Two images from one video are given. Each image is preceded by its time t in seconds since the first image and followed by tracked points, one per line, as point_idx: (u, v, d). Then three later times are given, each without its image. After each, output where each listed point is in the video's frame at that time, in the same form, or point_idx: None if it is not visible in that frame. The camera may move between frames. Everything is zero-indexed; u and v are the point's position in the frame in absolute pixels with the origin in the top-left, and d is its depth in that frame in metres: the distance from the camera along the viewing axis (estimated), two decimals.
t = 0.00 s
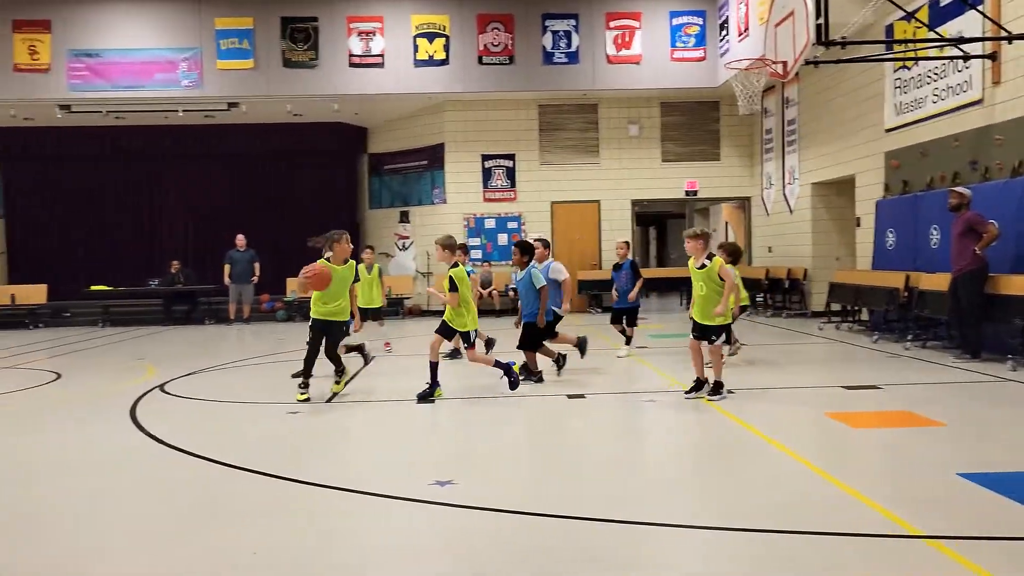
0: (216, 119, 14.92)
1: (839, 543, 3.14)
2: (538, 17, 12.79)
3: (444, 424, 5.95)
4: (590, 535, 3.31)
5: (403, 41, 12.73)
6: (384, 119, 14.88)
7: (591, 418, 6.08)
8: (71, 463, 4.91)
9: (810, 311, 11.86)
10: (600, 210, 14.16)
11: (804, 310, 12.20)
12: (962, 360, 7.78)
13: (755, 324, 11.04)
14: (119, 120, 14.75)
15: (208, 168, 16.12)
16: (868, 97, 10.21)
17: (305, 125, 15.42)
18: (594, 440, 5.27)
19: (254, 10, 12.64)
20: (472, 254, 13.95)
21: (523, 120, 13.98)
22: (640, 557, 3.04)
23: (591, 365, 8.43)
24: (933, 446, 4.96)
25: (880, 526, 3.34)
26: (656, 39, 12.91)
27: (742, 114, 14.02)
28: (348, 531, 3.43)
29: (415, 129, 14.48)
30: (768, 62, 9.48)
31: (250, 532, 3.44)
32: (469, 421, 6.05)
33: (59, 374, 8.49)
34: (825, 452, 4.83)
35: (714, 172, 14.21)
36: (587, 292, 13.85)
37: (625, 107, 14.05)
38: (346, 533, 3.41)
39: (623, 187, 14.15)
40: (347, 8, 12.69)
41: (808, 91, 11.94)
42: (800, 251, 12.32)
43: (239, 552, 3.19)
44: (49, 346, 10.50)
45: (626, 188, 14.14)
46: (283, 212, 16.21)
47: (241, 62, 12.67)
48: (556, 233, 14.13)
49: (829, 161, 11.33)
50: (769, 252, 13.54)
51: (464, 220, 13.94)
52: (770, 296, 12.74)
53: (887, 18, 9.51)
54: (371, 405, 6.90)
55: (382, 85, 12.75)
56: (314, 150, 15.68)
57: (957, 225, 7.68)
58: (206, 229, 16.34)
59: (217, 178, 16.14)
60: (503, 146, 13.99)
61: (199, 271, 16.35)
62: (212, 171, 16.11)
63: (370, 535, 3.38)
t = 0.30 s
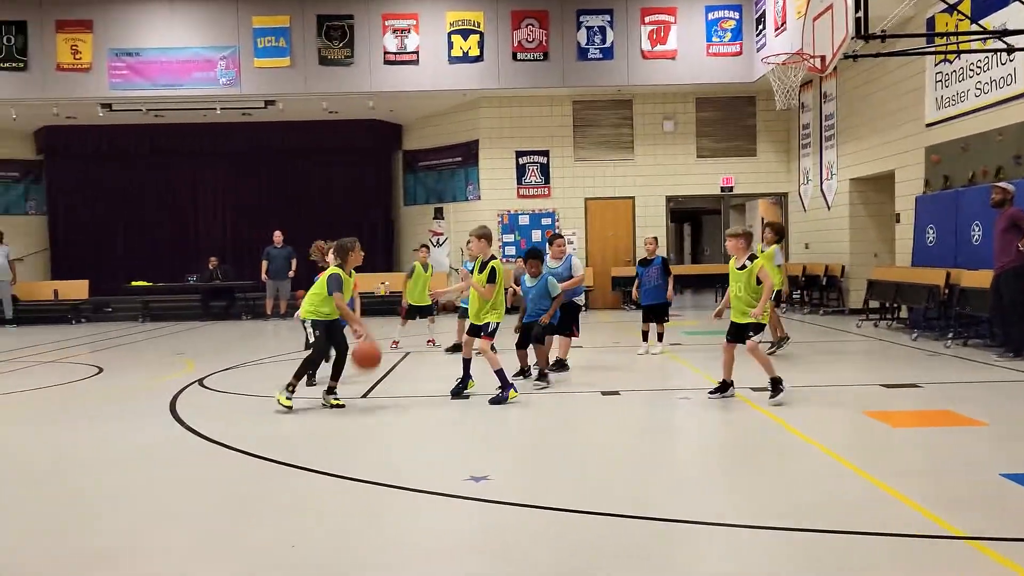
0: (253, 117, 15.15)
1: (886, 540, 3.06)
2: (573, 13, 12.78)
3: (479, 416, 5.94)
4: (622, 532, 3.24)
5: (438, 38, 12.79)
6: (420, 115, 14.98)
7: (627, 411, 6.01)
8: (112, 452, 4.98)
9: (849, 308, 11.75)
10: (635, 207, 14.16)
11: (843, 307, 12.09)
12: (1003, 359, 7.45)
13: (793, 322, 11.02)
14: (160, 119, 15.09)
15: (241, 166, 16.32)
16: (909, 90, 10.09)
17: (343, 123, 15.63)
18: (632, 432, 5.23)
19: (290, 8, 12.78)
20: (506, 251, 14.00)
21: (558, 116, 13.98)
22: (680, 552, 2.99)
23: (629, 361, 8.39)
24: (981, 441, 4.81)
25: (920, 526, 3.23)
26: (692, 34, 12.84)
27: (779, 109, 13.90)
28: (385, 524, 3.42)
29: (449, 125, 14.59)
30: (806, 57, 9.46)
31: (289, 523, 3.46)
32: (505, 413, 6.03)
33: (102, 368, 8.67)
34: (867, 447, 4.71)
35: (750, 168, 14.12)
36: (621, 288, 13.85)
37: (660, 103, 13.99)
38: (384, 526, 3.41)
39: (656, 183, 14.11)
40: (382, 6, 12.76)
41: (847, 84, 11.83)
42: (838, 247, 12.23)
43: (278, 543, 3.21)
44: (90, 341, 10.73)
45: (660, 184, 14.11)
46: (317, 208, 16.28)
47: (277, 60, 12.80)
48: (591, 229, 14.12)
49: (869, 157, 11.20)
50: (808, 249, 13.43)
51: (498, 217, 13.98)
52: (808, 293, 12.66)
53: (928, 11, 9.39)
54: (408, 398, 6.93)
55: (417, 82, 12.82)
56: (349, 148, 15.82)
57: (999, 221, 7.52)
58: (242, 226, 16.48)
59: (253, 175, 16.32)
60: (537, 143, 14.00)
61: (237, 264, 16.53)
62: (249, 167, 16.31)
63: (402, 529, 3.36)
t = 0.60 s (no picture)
0: (265, 114, 15.19)
1: (901, 539, 3.03)
2: (586, 10, 12.77)
3: (493, 413, 5.93)
4: (635, 529, 3.24)
5: (450, 36, 12.79)
6: (433, 113, 14.99)
7: (641, 407, 6.00)
8: (132, 447, 5.02)
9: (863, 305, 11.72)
10: (647, 204, 14.14)
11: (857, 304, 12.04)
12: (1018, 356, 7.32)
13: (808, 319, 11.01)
14: (174, 117, 15.19)
15: (250, 165, 16.31)
16: (924, 86, 10.03)
17: (355, 121, 15.60)
18: (647, 429, 5.23)
19: (303, 6, 12.79)
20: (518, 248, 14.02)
21: (571, 114, 13.97)
22: (694, 550, 2.98)
23: (643, 358, 8.37)
24: (999, 440, 4.76)
25: (935, 524, 3.21)
26: (705, 30, 12.81)
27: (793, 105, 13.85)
28: (398, 521, 3.42)
29: (462, 122, 14.60)
30: (820, 54, 9.45)
31: (302, 520, 3.47)
32: (520, 410, 6.04)
33: (117, 365, 8.74)
34: (884, 445, 4.69)
35: (763, 164, 14.10)
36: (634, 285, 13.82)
37: (673, 100, 13.96)
38: (396, 523, 3.41)
39: (669, 180, 14.10)
40: (395, 4, 12.76)
41: (861, 80, 11.77)
42: (852, 244, 12.19)
43: (291, 539, 3.22)
44: (105, 338, 10.81)
45: (672, 181, 14.09)
46: (329, 206, 16.30)
47: (290, 57, 12.82)
48: (603, 226, 14.10)
49: (884, 153, 11.16)
50: (821, 246, 13.39)
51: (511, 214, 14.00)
52: (821, 290, 12.62)
53: (942, 6, 9.34)
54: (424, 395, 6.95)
55: (429, 80, 12.82)
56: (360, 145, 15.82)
57: (1015, 217, 7.46)
58: (253, 224, 16.46)
59: (263, 172, 16.30)
60: (550, 140, 13.99)
61: (249, 264, 16.54)
62: (260, 165, 16.29)
63: (416, 526, 3.37)
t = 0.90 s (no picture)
0: (262, 113, 15.18)
1: (899, 539, 3.03)
2: (582, 9, 12.77)
3: (490, 412, 5.93)
4: (633, 529, 3.24)
5: (447, 35, 12.79)
6: (430, 112, 14.99)
7: (639, 407, 6.00)
8: (129, 448, 5.01)
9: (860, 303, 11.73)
10: (645, 203, 14.14)
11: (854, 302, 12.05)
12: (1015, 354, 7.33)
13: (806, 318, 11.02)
14: (170, 116, 15.17)
15: (247, 165, 16.27)
16: (920, 85, 10.05)
17: (351, 120, 15.60)
18: (643, 428, 5.23)
19: (299, 6, 12.78)
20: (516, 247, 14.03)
21: (568, 113, 13.97)
22: (693, 551, 2.97)
23: (641, 357, 8.37)
24: (994, 437, 4.77)
25: (931, 522, 3.22)
26: (701, 29, 12.82)
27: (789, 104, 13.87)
28: (396, 521, 3.42)
29: (459, 122, 14.59)
30: (817, 52, 9.46)
31: (300, 520, 3.46)
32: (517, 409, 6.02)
33: (114, 365, 8.72)
34: (879, 443, 4.70)
35: (759, 163, 14.12)
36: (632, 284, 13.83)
37: (671, 99, 13.97)
38: (394, 523, 3.40)
39: (666, 178, 14.11)
40: (392, 3, 12.75)
41: (858, 79, 11.80)
42: (850, 242, 12.21)
43: (289, 540, 3.21)
44: (102, 339, 10.79)
45: (669, 179, 14.11)
46: (326, 206, 16.27)
47: (287, 57, 12.81)
48: (601, 225, 14.10)
49: (881, 151, 11.17)
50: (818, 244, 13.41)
51: (508, 213, 14.01)
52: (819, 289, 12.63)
53: (938, 5, 9.36)
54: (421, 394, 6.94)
55: (427, 80, 12.82)
56: (357, 145, 15.81)
57: (1011, 215, 7.47)
58: (250, 224, 16.42)
59: (259, 172, 16.25)
60: (547, 139, 14.00)
61: (246, 265, 16.50)
62: (256, 165, 16.24)
63: (413, 526, 3.36)
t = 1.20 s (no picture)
0: (255, 114, 15.14)
1: (892, 537, 3.03)
2: (576, 9, 12.77)
3: (485, 412, 5.92)
4: (628, 529, 3.23)
5: (441, 35, 12.78)
6: (424, 112, 14.98)
7: (634, 406, 5.99)
8: (121, 451, 4.98)
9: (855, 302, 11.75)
10: (639, 202, 14.15)
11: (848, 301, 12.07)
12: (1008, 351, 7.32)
13: (800, 317, 11.03)
14: (163, 118, 15.12)
15: (241, 166, 16.22)
16: (913, 84, 10.07)
17: (345, 121, 15.58)
18: (638, 429, 5.22)
19: (292, 6, 12.76)
20: (510, 247, 14.02)
21: (562, 113, 13.98)
22: (687, 550, 2.97)
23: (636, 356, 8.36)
24: (988, 435, 4.78)
25: (926, 521, 3.22)
26: (695, 29, 12.83)
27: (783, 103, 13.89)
28: (391, 523, 3.40)
29: (454, 122, 14.58)
30: (810, 52, 9.47)
31: (294, 522, 3.44)
32: (512, 410, 6.00)
33: (108, 367, 8.68)
34: (873, 442, 4.70)
35: (753, 163, 14.14)
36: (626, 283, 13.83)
37: (665, 98, 13.99)
38: (389, 524, 3.38)
39: (660, 178, 14.12)
40: (385, 4, 12.73)
41: (851, 78, 11.83)
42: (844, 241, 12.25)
43: (283, 542, 3.20)
44: (95, 341, 10.75)
45: (663, 179, 14.12)
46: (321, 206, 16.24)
47: (281, 58, 12.79)
48: (595, 225, 14.11)
49: (874, 150, 11.20)
50: (812, 243, 13.43)
51: (502, 213, 13.99)
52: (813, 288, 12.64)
53: (931, 5, 9.38)
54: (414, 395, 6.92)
55: (420, 80, 12.81)
56: (350, 145, 15.78)
57: (1004, 214, 7.48)
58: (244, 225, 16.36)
59: (253, 173, 16.20)
60: (541, 139, 14.00)
61: (241, 266, 16.46)
62: (250, 166, 16.18)
63: (408, 527, 3.35)
